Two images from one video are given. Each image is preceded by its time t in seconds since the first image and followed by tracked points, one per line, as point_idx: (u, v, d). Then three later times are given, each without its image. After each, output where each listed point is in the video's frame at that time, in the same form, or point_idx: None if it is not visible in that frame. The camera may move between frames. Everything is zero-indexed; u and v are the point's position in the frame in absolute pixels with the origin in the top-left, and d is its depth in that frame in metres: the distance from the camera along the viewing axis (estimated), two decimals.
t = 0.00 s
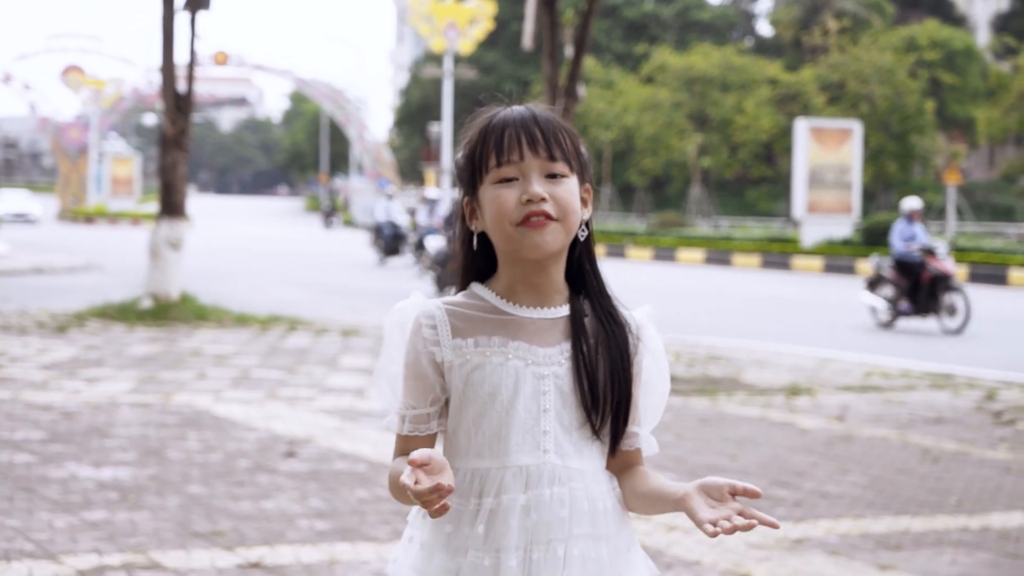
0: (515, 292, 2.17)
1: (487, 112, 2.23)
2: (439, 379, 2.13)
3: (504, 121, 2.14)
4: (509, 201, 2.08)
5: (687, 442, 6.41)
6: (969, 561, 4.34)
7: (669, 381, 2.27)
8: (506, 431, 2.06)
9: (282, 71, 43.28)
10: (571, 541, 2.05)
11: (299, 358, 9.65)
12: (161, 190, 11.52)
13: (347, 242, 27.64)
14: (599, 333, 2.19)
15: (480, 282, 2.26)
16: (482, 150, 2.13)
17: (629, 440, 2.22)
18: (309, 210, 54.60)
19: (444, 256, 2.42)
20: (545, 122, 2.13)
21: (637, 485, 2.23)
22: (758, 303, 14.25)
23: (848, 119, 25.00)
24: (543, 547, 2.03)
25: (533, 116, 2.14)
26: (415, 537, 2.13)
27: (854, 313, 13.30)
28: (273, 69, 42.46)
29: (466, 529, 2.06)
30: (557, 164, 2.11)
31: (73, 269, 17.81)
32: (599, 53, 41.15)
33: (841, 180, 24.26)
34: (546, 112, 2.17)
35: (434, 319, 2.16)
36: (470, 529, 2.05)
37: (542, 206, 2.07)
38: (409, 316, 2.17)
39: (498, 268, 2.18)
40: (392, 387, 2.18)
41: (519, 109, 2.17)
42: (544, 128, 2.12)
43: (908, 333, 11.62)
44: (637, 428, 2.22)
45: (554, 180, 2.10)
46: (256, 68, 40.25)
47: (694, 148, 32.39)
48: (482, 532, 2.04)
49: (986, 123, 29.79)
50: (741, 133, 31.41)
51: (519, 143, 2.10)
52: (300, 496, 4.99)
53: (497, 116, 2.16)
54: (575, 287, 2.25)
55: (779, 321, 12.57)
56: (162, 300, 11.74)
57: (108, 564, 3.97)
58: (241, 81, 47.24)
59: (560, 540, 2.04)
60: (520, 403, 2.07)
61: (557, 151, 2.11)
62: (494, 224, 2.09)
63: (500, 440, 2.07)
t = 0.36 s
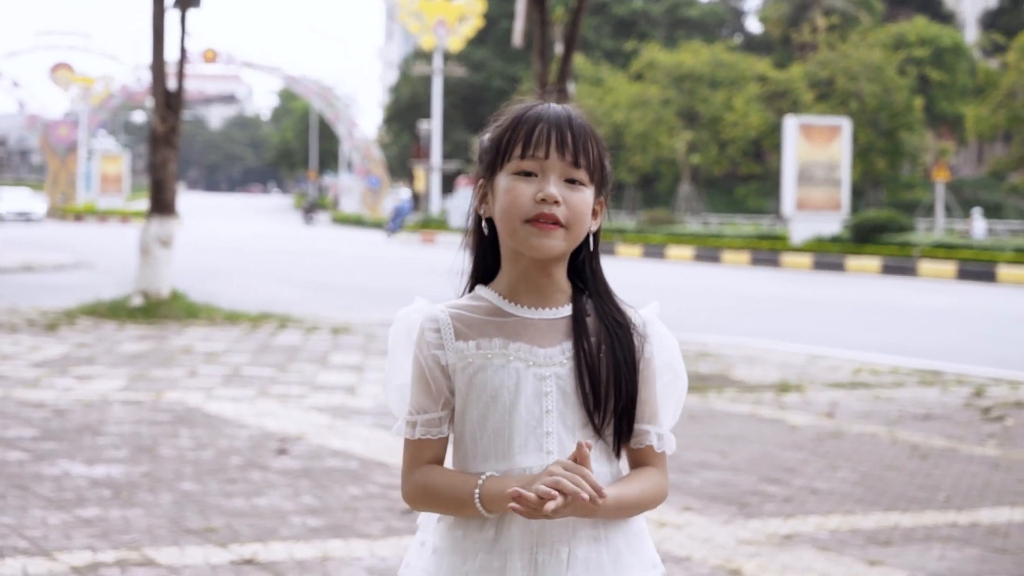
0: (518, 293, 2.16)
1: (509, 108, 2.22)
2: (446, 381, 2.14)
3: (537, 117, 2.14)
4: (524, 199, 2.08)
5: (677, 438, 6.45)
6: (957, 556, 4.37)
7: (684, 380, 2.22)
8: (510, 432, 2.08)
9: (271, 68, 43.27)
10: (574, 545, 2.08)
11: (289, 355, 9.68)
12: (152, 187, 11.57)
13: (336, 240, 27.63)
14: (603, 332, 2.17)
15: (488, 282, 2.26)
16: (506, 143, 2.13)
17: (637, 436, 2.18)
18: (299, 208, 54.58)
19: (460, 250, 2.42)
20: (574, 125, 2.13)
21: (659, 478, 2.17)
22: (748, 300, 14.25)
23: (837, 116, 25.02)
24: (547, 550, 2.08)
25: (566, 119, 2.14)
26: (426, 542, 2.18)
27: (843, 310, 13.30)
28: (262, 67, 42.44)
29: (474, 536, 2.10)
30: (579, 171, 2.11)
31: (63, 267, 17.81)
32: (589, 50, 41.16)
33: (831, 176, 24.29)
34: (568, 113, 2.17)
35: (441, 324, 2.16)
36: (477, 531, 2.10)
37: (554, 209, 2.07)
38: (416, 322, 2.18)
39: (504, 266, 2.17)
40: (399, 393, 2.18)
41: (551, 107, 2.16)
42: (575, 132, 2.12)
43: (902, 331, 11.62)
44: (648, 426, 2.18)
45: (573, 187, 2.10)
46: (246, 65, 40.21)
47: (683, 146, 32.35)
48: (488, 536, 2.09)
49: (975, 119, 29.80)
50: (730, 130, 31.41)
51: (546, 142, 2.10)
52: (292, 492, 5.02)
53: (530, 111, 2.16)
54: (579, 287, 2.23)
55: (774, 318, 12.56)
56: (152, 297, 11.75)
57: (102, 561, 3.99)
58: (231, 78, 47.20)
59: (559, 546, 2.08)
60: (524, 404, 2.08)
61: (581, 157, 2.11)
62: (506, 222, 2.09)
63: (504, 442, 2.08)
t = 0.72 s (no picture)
0: (535, 296, 2.08)
1: (523, 107, 2.14)
2: (460, 382, 2.07)
3: (536, 118, 2.06)
4: (526, 203, 2.00)
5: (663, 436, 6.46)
6: (942, 554, 4.39)
7: (710, 385, 2.13)
8: (523, 436, 2.00)
9: (258, 67, 43.27)
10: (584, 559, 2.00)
11: (278, 354, 9.68)
12: (138, 185, 11.53)
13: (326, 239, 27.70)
14: (620, 336, 2.08)
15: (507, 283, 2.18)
16: (508, 149, 2.05)
17: (660, 442, 2.09)
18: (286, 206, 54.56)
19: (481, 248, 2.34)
20: (574, 121, 2.05)
21: (682, 485, 2.08)
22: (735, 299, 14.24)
23: (825, 115, 25.08)
24: (560, 557, 2.00)
25: (565, 116, 2.05)
26: (440, 547, 2.12)
27: (830, 308, 13.30)
28: (249, 65, 42.42)
29: (485, 541, 2.03)
30: (582, 166, 2.02)
31: (50, 265, 17.80)
32: (576, 48, 41.23)
33: (818, 175, 24.33)
34: (577, 110, 2.08)
35: (457, 324, 2.09)
36: (491, 540, 2.03)
37: (558, 209, 1.98)
38: (432, 320, 2.10)
39: (518, 269, 2.09)
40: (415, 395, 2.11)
41: (553, 106, 2.08)
42: (573, 129, 2.04)
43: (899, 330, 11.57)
44: (673, 430, 2.09)
45: (577, 184, 2.01)
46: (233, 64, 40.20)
47: (670, 144, 32.44)
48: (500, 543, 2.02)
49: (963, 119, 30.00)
50: (717, 128, 31.55)
51: (544, 143, 2.02)
52: (280, 491, 5.03)
53: (530, 113, 2.08)
54: (599, 288, 2.14)
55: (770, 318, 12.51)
56: (140, 296, 11.75)
57: (90, 559, 4.01)
58: (217, 76, 47.19)
59: (578, 552, 2.00)
60: (537, 407, 2.01)
61: (582, 153, 2.03)
62: (513, 224, 2.01)
63: (517, 448, 2.01)
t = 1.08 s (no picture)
0: (550, 296, 2.05)
1: (534, 112, 2.11)
2: (471, 385, 2.03)
3: (551, 123, 2.03)
4: (542, 211, 1.96)
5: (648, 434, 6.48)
6: (925, 551, 4.42)
7: (727, 388, 2.10)
8: (536, 439, 1.97)
9: (245, 65, 43.26)
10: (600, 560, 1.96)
11: (264, 352, 9.70)
12: (126, 184, 11.53)
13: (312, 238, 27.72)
14: (637, 340, 2.05)
15: (521, 286, 2.15)
16: (521, 154, 2.02)
17: (678, 445, 2.06)
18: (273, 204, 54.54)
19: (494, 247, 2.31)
20: (588, 126, 2.02)
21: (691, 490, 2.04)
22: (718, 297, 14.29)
23: (811, 114, 25.14)
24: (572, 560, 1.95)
25: (579, 121, 2.03)
26: (449, 550, 2.08)
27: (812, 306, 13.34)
28: (235, 63, 42.40)
29: (494, 546, 1.99)
30: (595, 173, 1.99)
31: (35, 264, 17.78)
32: (563, 47, 41.30)
33: (803, 174, 24.37)
34: (590, 114, 2.05)
35: (471, 326, 2.04)
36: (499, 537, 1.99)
37: (572, 217, 1.95)
38: (446, 322, 2.05)
39: (532, 273, 2.06)
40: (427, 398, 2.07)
41: (564, 111, 2.05)
42: (588, 134, 2.00)
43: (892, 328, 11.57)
44: (694, 431, 2.06)
45: (590, 193, 1.98)
46: (219, 61, 40.19)
47: (656, 142, 32.51)
48: (510, 543, 1.98)
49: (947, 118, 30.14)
50: (704, 127, 31.65)
51: (557, 149, 1.99)
52: (267, 489, 5.04)
53: (542, 117, 2.05)
54: (616, 289, 2.11)
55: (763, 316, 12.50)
56: (126, 295, 11.74)
57: (78, 557, 4.02)
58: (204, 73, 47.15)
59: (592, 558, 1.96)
60: (553, 411, 1.97)
61: (596, 161, 1.99)
62: (528, 232, 1.97)
63: (530, 452, 1.97)
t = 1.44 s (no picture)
0: (550, 296, 2.15)
1: (547, 114, 2.19)
2: (470, 379, 2.13)
3: (557, 126, 2.11)
4: (541, 210, 2.04)
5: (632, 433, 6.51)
6: (909, 549, 4.44)
7: (721, 397, 2.19)
8: (533, 438, 2.06)
9: (229, 64, 43.17)
10: (593, 550, 2.02)
11: (250, 351, 9.71)
12: (110, 183, 11.53)
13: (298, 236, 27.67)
14: (637, 345, 2.14)
15: (523, 282, 2.24)
16: (526, 158, 2.10)
17: (676, 446, 2.14)
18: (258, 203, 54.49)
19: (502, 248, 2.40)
20: (596, 131, 2.10)
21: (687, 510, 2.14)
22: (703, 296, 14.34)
23: (797, 113, 25.17)
24: (562, 559, 2.01)
25: (587, 125, 2.11)
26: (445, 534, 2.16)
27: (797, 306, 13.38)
28: (220, 62, 42.31)
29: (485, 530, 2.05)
30: (597, 177, 2.07)
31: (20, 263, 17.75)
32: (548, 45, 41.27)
33: (788, 172, 24.37)
34: (598, 120, 2.13)
35: (471, 320, 2.15)
36: (488, 532, 2.05)
37: (569, 216, 2.02)
38: (447, 316, 2.17)
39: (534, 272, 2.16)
40: (428, 390, 2.17)
41: (573, 116, 2.13)
42: (592, 139, 2.09)
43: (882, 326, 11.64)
44: (687, 436, 2.15)
45: (590, 194, 2.05)
46: (204, 60, 40.10)
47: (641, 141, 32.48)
48: (501, 537, 2.03)
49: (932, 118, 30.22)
50: (688, 126, 31.67)
51: (561, 151, 2.08)
52: (253, 488, 5.06)
53: (552, 121, 2.14)
54: (618, 290, 2.19)
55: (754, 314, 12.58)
56: (110, 294, 11.74)
57: (65, 557, 4.03)
58: (188, 72, 47.06)
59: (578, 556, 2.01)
60: (549, 407, 2.06)
61: (598, 164, 2.07)
62: (528, 232, 2.05)
63: (522, 450, 2.06)
